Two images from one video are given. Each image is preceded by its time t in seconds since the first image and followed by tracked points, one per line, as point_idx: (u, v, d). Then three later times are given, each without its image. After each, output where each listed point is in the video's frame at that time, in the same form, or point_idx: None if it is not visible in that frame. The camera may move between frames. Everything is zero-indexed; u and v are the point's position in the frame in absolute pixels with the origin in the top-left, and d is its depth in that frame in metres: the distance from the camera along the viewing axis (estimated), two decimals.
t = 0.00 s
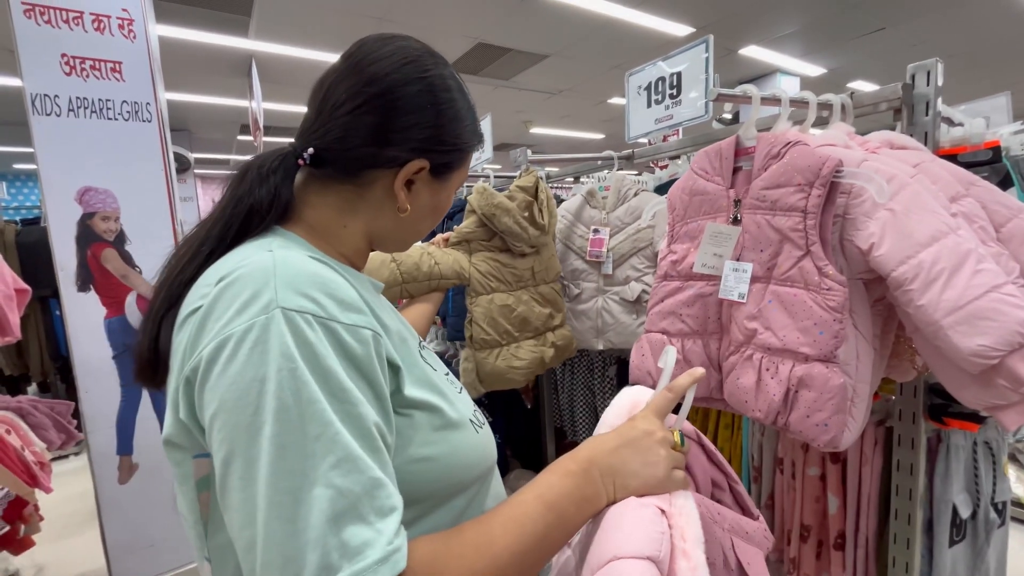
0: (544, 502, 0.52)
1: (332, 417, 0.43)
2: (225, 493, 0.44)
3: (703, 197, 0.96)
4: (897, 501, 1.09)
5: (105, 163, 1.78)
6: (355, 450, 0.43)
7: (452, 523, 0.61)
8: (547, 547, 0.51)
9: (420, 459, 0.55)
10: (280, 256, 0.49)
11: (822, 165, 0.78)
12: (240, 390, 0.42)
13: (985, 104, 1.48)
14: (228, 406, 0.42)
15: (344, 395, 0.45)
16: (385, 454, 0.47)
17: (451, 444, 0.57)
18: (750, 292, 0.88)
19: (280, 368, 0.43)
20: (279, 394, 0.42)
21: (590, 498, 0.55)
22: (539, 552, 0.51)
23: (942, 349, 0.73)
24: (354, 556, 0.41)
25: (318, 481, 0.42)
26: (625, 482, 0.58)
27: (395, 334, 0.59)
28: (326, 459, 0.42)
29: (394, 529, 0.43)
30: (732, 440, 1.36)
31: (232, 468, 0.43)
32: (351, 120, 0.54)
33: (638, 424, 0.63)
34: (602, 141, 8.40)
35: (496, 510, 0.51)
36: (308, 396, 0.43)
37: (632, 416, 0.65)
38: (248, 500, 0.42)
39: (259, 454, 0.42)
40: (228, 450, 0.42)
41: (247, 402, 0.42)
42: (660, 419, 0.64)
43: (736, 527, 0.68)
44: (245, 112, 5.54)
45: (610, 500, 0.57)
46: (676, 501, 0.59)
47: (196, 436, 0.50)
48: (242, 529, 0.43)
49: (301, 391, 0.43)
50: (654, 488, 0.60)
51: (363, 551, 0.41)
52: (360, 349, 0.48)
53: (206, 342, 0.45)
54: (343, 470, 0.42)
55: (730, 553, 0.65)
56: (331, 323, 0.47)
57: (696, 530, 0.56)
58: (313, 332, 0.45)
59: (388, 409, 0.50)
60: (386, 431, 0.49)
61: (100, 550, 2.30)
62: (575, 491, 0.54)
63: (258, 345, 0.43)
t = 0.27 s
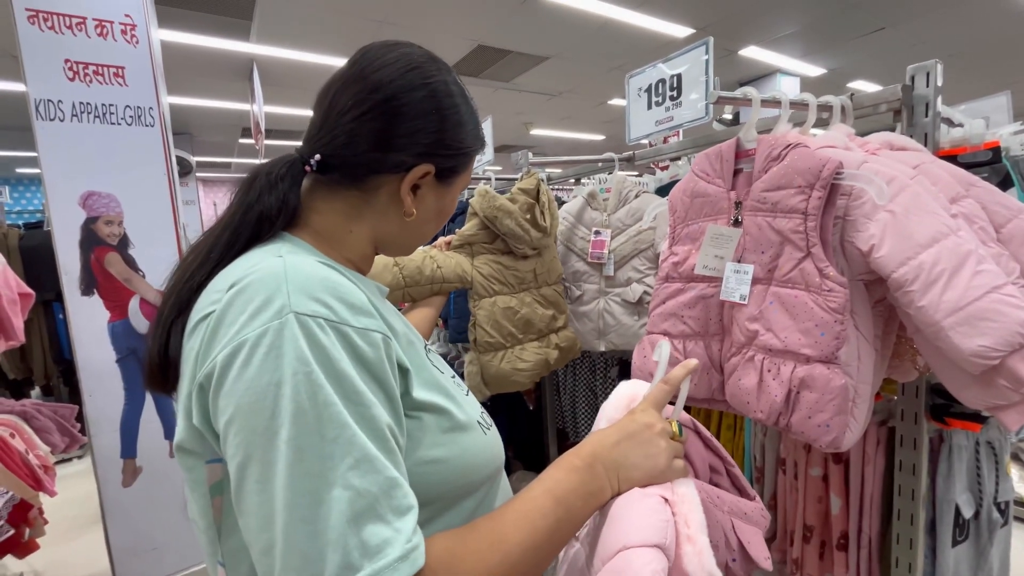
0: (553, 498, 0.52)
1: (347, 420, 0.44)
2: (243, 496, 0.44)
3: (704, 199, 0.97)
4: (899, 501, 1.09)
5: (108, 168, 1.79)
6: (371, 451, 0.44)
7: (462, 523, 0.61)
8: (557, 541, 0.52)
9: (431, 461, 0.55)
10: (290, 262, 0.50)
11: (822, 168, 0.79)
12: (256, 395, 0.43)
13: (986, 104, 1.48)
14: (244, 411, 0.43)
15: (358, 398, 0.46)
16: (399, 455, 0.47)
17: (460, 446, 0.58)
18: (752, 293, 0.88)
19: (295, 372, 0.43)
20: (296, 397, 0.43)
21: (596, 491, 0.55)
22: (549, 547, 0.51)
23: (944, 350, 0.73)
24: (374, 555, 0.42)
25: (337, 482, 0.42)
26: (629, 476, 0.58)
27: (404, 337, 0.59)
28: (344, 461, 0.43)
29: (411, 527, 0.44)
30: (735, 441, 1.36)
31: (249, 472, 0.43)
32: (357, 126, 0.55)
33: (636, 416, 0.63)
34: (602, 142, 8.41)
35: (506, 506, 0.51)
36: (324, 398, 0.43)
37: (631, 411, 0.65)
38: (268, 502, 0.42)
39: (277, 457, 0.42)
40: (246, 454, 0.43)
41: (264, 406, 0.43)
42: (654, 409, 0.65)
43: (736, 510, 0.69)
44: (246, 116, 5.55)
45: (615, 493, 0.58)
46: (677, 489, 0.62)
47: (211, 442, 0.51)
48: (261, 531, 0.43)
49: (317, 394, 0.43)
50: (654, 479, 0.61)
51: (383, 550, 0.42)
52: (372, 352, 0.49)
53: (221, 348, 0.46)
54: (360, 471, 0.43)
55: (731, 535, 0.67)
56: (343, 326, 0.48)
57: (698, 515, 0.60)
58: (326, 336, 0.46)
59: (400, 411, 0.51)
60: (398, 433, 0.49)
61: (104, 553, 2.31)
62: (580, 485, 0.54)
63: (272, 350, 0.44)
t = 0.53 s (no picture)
0: (553, 501, 0.53)
1: (350, 425, 0.44)
2: (245, 499, 0.45)
3: (705, 201, 0.97)
4: (901, 502, 1.10)
5: (112, 171, 1.80)
6: (373, 456, 0.45)
7: (466, 525, 0.62)
8: (559, 546, 0.52)
9: (434, 464, 0.56)
10: (294, 265, 0.50)
11: (822, 170, 0.79)
12: (260, 400, 0.44)
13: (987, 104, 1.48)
14: (247, 415, 0.44)
15: (360, 403, 0.46)
16: (401, 460, 0.48)
17: (463, 448, 0.58)
18: (752, 294, 0.88)
19: (298, 377, 0.44)
20: (299, 403, 0.43)
21: (597, 495, 0.56)
22: (550, 551, 0.51)
23: (944, 350, 0.73)
24: (375, 559, 0.42)
25: (339, 486, 0.43)
26: (630, 480, 0.59)
27: (406, 339, 0.60)
28: (346, 466, 0.43)
29: (411, 532, 0.44)
30: (736, 442, 1.37)
31: (253, 476, 0.44)
32: (360, 130, 0.55)
33: (637, 419, 0.63)
34: (603, 144, 8.42)
35: (506, 511, 0.52)
36: (326, 404, 0.44)
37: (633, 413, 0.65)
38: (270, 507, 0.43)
39: (280, 462, 0.43)
40: (249, 457, 0.44)
41: (267, 411, 0.43)
42: (656, 409, 0.65)
43: (746, 518, 0.70)
44: (248, 118, 5.57)
45: (616, 496, 0.58)
46: (680, 491, 0.61)
47: (215, 445, 0.51)
48: (263, 535, 0.44)
49: (320, 399, 0.44)
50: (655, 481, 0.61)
51: (383, 555, 0.43)
52: (374, 356, 0.49)
53: (225, 352, 0.46)
54: (362, 476, 0.44)
55: (743, 543, 0.66)
56: (346, 331, 0.48)
57: (702, 518, 0.59)
58: (329, 341, 0.46)
59: (403, 415, 0.51)
60: (400, 436, 0.50)
61: (107, 554, 2.31)
62: (581, 488, 0.55)
63: (275, 354, 0.44)
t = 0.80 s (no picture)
0: (558, 502, 0.53)
1: (348, 423, 0.45)
2: (245, 496, 0.46)
3: (706, 200, 0.98)
4: (902, 501, 1.10)
5: (117, 171, 1.81)
6: (371, 454, 0.45)
7: (468, 524, 0.62)
8: (564, 547, 0.53)
9: (434, 462, 0.57)
10: (294, 265, 0.51)
11: (822, 169, 0.80)
12: (259, 398, 0.44)
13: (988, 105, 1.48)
14: (247, 413, 0.44)
15: (358, 401, 0.47)
16: (399, 458, 0.48)
17: (464, 446, 0.59)
18: (753, 294, 0.89)
19: (297, 376, 0.44)
20: (297, 401, 0.44)
21: (603, 500, 0.56)
22: (554, 552, 0.52)
23: (943, 349, 0.74)
24: (372, 557, 0.43)
25: (337, 484, 0.44)
26: (636, 485, 0.60)
27: (407, 339, 0.60)
28: (344, 464, 0.44)
29: (410, 530, 0.45)
30: (738, 442, 1.37)
31: (252, 473, 0.45)
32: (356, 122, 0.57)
33: (653, 426, 0.64)
34: (605, 144, 8.42)
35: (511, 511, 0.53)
36: (325, 402, 0.45)
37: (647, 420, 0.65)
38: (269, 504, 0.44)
39: (278, 460, 0.43)
40: (248, 455, 0.44)
41: (266, 409, 0.44)
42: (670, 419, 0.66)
43: (755, 534, 0.69)
44: (251, 119, 5.59)
45: (623, 501, 0.59)
46: (689, 503, 0.61)
47: (217, 442, 0.52)
48: (263, 532, 0.45)
49: (318, 397, 0.44)
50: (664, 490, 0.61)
51: (381, 553, 0.43)
52: (373, 355, 0.50)
53: (225, 350, 0.47)
54: (360, 475, 0.44)
55: (748, 559, 0.65)
56: (344, 330, 0.49)
57: (709, 530, 0.58)
58: (327, 340, 0.47)
59: (401, 413, 0.52)
60: (399, 434, 0.51)
61: (111, 553, 2.32)
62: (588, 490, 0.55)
63: (275, 352, 0.45)
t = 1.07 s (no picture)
0: (584, 500, 0.51)
1: (353, 412, 0.45)
2: (252, 486, 0.46)
3: (711, 198, 0.98)
4: (909, 501, 1.09)
5: (125, 171, 1.83)
6: (376, 442, 0.45)
7: (473, 520, 0.63)
8: (585, 546, 0.50)
9: (437, 456, 0.57)
10: (298, 260, 0.52)
11: (827, 167, 0.79)
12: (264, 388, 0.45)
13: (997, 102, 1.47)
14: (252, 403, 0.45)
15: (362, 390, 0.47)
16: (405, 447, 0.49)
17: (466, 441, 0.59)
18: (758, 292, 0.89)
19: (301, 366, 0.45)
20: (301, 390, 0.44)
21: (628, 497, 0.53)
22: (575, 553, 0.50)
23: (950, 347, 0.73)
24: (379, 543, 0.43)
25: (343, 472, 0.44)
26: (666, 480, 0.56)
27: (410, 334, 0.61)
28: (350, 451, 0.44)
29: (416, 516, 0.45)
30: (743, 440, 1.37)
31: (259, 462, 0.45)
32: (343, 115, 0.59)
33: (676, 414, 0.60)
34: (609, 143, 8.40)
35: (530, 505, 0.50)
36: (329, 391, 0.45)
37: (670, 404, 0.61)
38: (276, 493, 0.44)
39: (283, 448, 0.44)
40: (255, 444, 0.45)
41: (271, 399, 0.45)
42: (692, 400, 0.62)
43: (783, 510, 0.69)
44: (257, 119, 5.62)
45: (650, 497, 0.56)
46: (722, 495, 0.60)
47: (223, 436, 0.53)
48: (271, 521, 0.45)
49: (322, 386, 0.45)
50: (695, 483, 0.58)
51: (388, 539, 0.43)
52: (376, 347, 0.51)
53: (231, 343, 0.48)
54: (365, 462, 0.44)
55: (776, 536, 0.67)
56: (347, 322, 0.50)
57: (745, 521, 0.59)
58: (330, 332, 0.48)
59: (406, 404, 0.52)
60: (404, 425, 0.51)
61: (120, 548, 2.35)
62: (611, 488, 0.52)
63: (279, 344, 0.46)
